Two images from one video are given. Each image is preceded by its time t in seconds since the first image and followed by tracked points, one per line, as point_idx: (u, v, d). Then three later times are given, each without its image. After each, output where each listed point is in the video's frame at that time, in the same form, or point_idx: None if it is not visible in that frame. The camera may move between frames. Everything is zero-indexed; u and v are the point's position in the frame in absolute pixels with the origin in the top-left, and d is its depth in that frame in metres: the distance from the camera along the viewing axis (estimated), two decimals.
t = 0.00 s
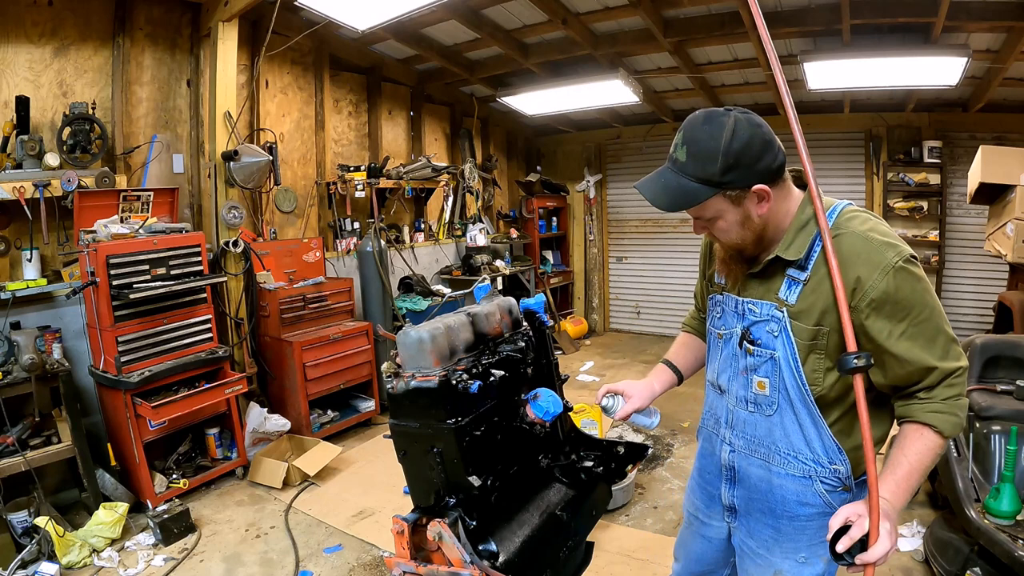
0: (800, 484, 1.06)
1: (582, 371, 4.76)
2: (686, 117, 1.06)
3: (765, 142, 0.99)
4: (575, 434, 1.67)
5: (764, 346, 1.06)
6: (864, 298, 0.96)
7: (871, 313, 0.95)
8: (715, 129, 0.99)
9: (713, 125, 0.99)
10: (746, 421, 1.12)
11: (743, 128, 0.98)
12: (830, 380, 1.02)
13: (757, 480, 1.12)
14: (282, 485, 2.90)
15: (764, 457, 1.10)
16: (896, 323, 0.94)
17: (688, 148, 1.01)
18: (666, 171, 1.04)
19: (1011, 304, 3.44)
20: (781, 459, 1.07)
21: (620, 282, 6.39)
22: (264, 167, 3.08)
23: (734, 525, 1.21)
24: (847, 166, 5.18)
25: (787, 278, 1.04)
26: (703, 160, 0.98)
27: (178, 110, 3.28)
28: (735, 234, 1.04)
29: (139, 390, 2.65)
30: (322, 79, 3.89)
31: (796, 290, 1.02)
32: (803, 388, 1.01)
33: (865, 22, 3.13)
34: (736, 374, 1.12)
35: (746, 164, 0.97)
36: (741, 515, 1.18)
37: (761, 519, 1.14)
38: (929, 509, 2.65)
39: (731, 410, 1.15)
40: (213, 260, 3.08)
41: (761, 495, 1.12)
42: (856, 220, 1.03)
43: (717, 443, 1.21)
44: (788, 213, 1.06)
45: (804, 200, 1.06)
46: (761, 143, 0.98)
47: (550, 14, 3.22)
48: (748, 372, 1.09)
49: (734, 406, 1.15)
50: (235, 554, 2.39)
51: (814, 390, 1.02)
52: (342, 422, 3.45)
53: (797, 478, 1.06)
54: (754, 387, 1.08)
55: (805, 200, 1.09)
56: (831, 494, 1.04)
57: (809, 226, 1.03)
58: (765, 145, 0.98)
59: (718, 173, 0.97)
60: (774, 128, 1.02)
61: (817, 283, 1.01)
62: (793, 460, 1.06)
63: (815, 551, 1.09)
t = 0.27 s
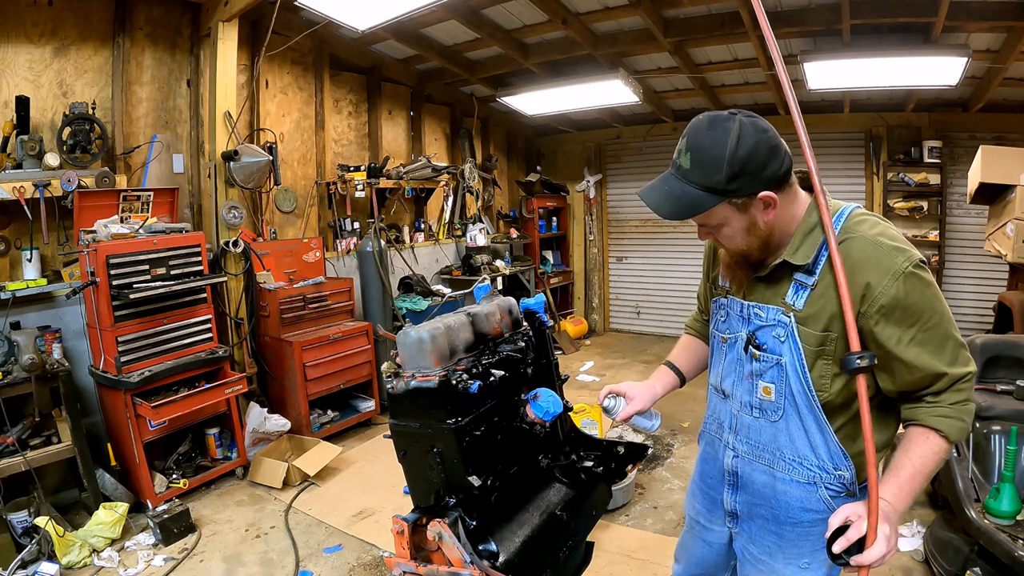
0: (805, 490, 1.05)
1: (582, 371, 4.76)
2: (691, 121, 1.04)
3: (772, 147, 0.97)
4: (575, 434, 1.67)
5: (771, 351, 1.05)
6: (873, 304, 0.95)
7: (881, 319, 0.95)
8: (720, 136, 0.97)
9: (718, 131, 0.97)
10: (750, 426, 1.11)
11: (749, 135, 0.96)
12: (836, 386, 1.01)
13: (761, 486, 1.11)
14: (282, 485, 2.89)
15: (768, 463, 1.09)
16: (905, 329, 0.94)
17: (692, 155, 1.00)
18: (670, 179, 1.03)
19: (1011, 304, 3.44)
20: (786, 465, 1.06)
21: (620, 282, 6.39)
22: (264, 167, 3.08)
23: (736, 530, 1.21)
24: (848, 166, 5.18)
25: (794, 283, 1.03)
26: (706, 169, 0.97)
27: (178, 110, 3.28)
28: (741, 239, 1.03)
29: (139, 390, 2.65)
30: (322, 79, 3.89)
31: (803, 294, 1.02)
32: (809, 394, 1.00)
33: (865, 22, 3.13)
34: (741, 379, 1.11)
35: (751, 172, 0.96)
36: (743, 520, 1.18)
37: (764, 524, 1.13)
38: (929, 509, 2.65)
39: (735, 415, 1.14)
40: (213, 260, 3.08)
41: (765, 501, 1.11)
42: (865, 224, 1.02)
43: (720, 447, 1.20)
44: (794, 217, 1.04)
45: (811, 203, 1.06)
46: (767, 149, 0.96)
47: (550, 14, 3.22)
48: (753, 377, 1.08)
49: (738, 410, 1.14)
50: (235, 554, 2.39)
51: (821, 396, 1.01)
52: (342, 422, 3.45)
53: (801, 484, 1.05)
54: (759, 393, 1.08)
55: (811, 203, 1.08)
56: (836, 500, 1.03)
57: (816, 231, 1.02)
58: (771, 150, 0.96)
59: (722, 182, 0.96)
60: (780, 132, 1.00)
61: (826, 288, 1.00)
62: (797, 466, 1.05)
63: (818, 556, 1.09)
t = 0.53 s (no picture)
0: (807, 495, 1.05)
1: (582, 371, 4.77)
2: (695, 128, 1.01)
3: (780, 156, 0.94)
4: (575, 434, 1.67)
5: (774, 357, 1.05)
6: (881, 314, 0.95)
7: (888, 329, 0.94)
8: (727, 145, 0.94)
9: (725, 140, 0.94)
10: (752, 430, 1.11)
11: (757, 144, 0.93)
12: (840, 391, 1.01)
13: (763, 490, 1.11)
14: (282, 485, 2.89)
15: (770, 467, 1.09)
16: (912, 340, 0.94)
17: (698, 165, 0.96)
18: (675, 189, 0.99)
19: (1011, 304, 3.44)
20: (788, 469, 1.06)
21: (620, 282, 6.39)
22: (264, 167, 3.08)
23: (738, 532, 1.21)
24: (848, 166, 5.18)
25: (800, 290, 1.03)
26: (714, 180, 0.94)
27: (178, 110, 3.28)
28: (747, 249, 1.01)
29: (139, 390, 2.65)
30: (322, 79, 3.89)
31: (809, 303, 1.01)
32: (813, 401, 1.00)
33: (865, 21, 3.13)
34: (744, 384, 1.11)
35: (760, 183, 0.92)
36: (745, 523, 1.18)
37: (765, 528, 1.14)
38: (929, 509, 2.65)
39: (737, 418, 1.14)
40: (213, 260, 3.08)
41: (767, 504, 1.11)
42: (873, 230, 1.01)
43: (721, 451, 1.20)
44: (803, 224, 1.01)
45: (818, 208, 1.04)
46: (776, 158, 0.93)
47: (550, 14, 3.22)
48: (757, 382, 1.08)
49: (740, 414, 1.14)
50: (235, 554, 2.39)
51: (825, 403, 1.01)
52: (342, 422, 3.45)
53: (803, 489, 1.05)
54: (762, 398, 1.08)
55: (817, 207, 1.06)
56: (838, 504, 1.03)
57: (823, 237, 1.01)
58: (780, 160, 0.94)
59: (730, 193, 0.92)
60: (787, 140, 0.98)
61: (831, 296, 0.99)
62: (800, 471, 1.05)
63: (819, 559, 1.09)
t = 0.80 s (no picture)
0: (810, 497, 1.05)
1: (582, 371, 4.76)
2: (698, 136, 0.99)
3: (786, 165, 0.93)
4: (575, 434, 1.67)
5: (778, 361, 1.04)
6: (887, 322, 0.94)
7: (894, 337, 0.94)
8: (733, 156, 0.92)
9: (730, 151, 0.93)
10: (754, 433, 1.11)
11: (762, 154, 0.92)
12: (844, 397, 1.01)
13: (765, 492, 1.11)
14: (282, 485, 2.89)
15: (772, 470, 1.09)
16: (918, 347, 0.94)
17: (703, 176, 0.95)
18: (679, 201, 0.99)
19: (1011, 304, 3.44)
20: (791, 472, 1.06)
21: (620, 282, 6.39)
22: (264, 167, 3.08)
23: (740, 533, 1.21)
24: (848, 166, 5.18)
25: (805, 295, 1.02)
26: (719, 193, 0.93)
27: (178, 110, 3.28)
28: (754, 256, 1.00)
29: (139, 390, 2.65)
30: (322, 79, 3.89)
31: (815, 308, 1.01)
32: (816, 406, 1.00)
33: (865, 22, 3.13)
34: (746, 387, 1.11)
35: (767, 194, 0.92)
36: (747, 523, 1.18)
37: (768, 529, 1.14)
38: (929, 509, 2.65)
39: (739, 421, 1.14)
40: (213, 260, 3.08)
41: (769, 506, 1.11)
42: (880, 236, 1.01)
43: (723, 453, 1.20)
44: (809, 231, 1.01)
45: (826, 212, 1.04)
46: (782, 167, 0.92)
47: (550, 14, 3.22)
48: (759, 386, 1.08)
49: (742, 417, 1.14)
50: (235, 554, 2.39)
51: (829, 408, 1.01)
52: (343, 421, 3.45)
53: (806, 491, 1.05)
54: (765, 402, 1.07)
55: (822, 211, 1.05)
56: (840, 505, 1.03)
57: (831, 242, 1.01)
58: (786, 169, 0.93)
59: (736, 206, 0.92)
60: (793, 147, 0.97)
61: (839, 303, 0.99)
62: (803, 473, 1.05)
63: (821, 560, 1.09)
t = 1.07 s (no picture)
0: (812, 498, 1.05)
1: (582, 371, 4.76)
2: (701, 141, 0.99)
3: (790, 170, 0.92)
4: (575, 434, 1.67)
5: (781, 364, 1.04)
6: (893, 326, 0.94)
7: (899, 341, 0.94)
8: (736, 163, 0.92)
9: (734, 158, 0.92)
10: (756, 435, 1.11)
11: (766, 160, 0.91)
12: (846, 398, 1.01)
13: (767, 493, 1.11)
14: (282, 485, 2.89)
15: (775, 471, 1.09)
16: (922, 351, 0.94)
17: (706, 184, 0.95)
18: (683, 208, 0.98)
19: (1011, 304, 3.43)
20: (793, 473, 1.06)
21: (620, 282, 6.39)
22: (264, 167, 3.08)
23: (741, 533, 1.21)
24: (848, 166, 5.18)
25: (810, 297, 1.02)
26: (723, 200, 0.92)
27: (178, 110, 3.28)
28: (759, 260, 1.00)
29: (139, 390, 2.65)
30: (322, 79, 3.89)
31: (819, 311, 1.01)
32: (819, 408, 1.00)
33: (865, 21, 3.13)
34: (749, 388, 1.11)
35: (772, 200, 0.91)
36: (748, 524, 1.18)
37: (769, 530, 1.14)
38: (929, 509, 2.65)
39: (741, 422, 1.14)
40: (213, 260, 3.08)
41: (770, 507, 1.11)
42: (885, 239, 1.00)
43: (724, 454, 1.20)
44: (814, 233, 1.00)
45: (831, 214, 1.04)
46: (786, 173, 0.92)
47: (550, 14, 3.22)
48: (762, 387, 1.08)
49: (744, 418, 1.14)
50: (235, 554, 2.39)
51: (832, 410, 1.01)
52: (343, 421, 3.45)
53: (808, 492, 1.05)
54: (768, 404, 1.07)
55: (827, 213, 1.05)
56: (842, 506, 1.03)
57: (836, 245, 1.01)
58: (790, 174, 0.92)
59: (741, 213, 0.91)
60: (796, 151, 0.96)
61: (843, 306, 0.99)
62: (806, 474, 1.05)
63: (823, 559, 1.09)
